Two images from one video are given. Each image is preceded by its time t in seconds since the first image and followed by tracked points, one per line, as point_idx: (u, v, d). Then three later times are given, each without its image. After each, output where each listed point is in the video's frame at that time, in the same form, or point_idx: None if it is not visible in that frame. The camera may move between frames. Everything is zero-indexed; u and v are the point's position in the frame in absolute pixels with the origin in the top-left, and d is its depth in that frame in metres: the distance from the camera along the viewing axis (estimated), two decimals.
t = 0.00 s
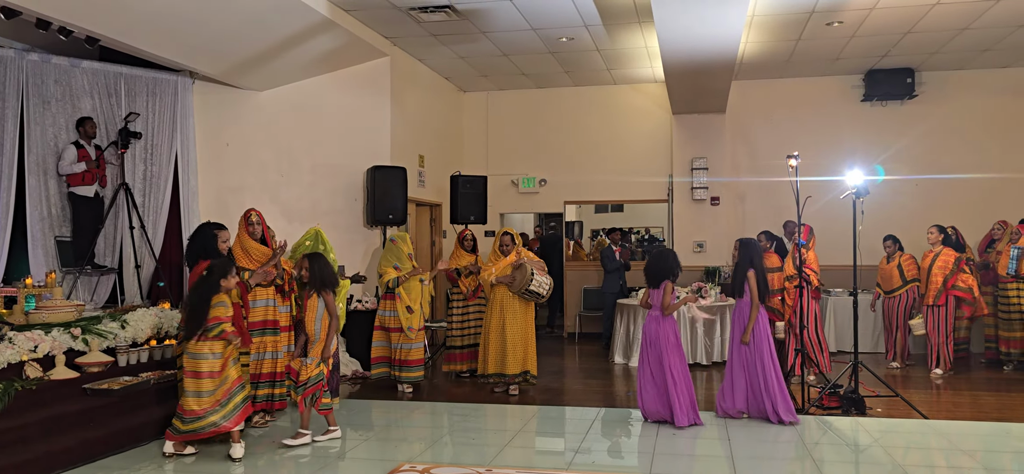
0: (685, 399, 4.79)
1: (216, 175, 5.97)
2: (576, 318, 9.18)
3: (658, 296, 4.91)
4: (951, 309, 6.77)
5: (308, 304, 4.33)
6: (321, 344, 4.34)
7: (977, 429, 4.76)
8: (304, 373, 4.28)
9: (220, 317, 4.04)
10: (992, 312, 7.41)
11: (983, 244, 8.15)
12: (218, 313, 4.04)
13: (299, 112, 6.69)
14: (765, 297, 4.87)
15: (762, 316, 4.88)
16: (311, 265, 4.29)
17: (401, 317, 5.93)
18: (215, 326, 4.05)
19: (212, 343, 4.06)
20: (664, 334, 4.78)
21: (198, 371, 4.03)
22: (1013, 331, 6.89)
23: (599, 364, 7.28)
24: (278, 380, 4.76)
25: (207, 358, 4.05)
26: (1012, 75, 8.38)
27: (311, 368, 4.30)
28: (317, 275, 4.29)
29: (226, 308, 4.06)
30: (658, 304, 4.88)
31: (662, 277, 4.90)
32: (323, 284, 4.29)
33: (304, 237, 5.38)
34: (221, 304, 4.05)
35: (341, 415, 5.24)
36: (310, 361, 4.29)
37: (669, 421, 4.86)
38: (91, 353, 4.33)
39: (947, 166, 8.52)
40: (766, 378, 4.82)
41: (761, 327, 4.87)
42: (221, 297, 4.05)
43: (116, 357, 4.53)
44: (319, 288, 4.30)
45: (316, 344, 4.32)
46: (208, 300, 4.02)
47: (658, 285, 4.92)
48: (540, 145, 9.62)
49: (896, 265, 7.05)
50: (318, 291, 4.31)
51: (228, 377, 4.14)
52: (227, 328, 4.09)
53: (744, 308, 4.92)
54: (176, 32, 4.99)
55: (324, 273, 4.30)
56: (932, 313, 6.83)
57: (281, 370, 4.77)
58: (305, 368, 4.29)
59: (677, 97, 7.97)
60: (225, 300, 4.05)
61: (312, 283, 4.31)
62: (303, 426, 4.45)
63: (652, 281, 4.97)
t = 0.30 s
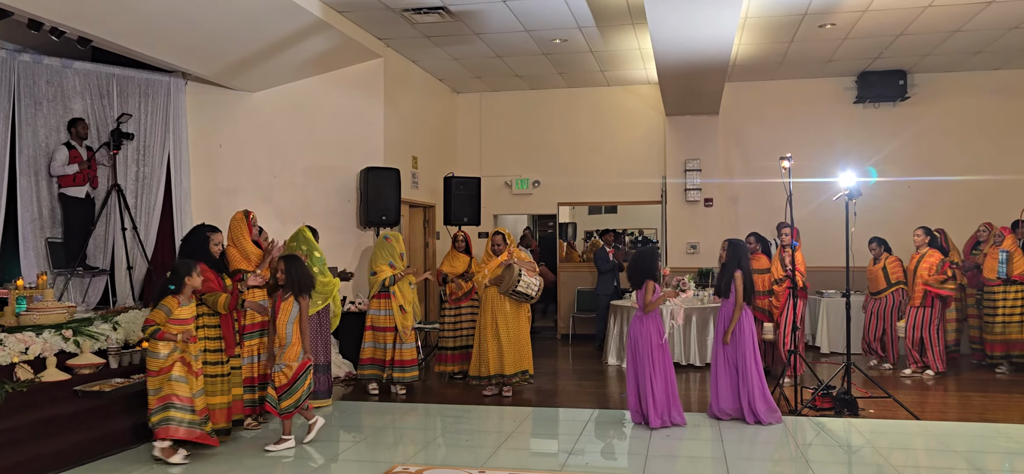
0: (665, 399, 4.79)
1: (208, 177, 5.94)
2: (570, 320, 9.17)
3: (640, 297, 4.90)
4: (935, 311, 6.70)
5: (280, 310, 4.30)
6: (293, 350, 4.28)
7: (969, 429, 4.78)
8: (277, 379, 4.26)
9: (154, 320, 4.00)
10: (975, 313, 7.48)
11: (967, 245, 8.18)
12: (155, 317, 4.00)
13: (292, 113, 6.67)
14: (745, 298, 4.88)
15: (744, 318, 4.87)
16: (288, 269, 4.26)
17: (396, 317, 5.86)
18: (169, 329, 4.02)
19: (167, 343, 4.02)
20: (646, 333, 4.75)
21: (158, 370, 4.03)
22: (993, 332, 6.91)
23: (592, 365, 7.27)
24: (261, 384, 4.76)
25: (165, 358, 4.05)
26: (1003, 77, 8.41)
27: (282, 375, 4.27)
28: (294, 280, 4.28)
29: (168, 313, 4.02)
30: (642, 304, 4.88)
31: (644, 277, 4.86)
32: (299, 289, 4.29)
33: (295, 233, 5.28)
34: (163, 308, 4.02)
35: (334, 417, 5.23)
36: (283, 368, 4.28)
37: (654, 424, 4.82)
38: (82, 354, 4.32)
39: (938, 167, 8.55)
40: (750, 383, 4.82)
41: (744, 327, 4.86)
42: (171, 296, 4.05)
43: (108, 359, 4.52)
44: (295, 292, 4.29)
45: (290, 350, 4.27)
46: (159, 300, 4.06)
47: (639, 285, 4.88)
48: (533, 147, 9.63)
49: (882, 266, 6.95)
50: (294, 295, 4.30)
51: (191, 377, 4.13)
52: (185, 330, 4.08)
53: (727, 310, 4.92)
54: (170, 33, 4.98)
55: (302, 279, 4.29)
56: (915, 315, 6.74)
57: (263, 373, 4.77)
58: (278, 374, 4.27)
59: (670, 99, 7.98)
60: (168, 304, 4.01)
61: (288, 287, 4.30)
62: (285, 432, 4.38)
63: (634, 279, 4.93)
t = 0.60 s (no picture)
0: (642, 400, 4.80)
1: (197, 178, 5.91)
2: (560, 322, 9.17)
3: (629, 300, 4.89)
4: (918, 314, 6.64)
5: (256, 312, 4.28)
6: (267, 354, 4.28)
7: (958, 432, 4.79)
8: (242, 383, 4.28)
9: (138, 325, 3.99)
10: (956, 315, 7.52)
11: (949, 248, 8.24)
12: (135, 322, 3.98)
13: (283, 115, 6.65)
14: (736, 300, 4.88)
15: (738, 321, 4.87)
16: (259, 272, 4.22)
17: (385, 321, 5.77)
18: (149, 331, 4.02)
19: (151, 348, 4.04)
20: (631, 336, 4.74)
21: (126, 374, 4.02)
22: (977, 335, 6.91)
23: (582, 368, 7.27)
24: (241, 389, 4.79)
25: (140, 362, 4.02)
26: (991, 80, 8.47)
27: (246, 378, 4.29)
28: (266, 282, 4.23)
29: (146, 316, 4.01)
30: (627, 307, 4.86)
31: (635, 280, 4.85)
32: (272, 290, 4.25)
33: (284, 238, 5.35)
34: (140, 311, 4.00)
35: (323, 419, 5.21)
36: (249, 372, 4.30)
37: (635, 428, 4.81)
38: (70, 357, 4.31)
39: (926, 169, 8.59)
40: (742, 385, 4.83)
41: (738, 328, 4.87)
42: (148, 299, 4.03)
43: (98, 361, 4.48)
44: (268, 294, 4.24)
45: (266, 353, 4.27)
46: (133, 304, 4.03)
47: (628, 288, 4.86)
48: (524, 149, 9.63)
49: (863, 269, 6.87)
50: (267, 298, 4.27)
51: (170, 381, 4.09)
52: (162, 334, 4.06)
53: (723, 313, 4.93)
54: (159, 34, 4.96)
55: (274, 279, 4.25)
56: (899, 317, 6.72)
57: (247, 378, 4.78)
58: (244, 377, 4.29)
59: (661, 101, 7.99)
60: (144, 307, 4.00)
61: (261, 289, 4.25)
62: (274, 434, 4.38)
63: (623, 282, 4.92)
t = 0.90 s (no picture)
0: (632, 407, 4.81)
1: (186, 181, 5.88)
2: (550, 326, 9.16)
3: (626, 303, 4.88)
4: (897, 319, 6.67)
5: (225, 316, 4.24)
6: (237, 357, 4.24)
7: (944, 435, 4.82)
8: (217, 389, 4.21)
9: (119, 332, 3.95)
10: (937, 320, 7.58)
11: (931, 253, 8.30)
12: (118, 328, 3.95)
13: (272, 118, 6.64)
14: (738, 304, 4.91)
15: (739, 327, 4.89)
16: (225, 273, 4.22)
17: (362, 324, 5.70)
18: (130, 338, 3.99)
19: (132, 355, 4.01)
20: (618, 339, 4.76)
21: (115, 377, 3.98)
22: (959, 340, 6.94)
23: (572, 371, 7.28)
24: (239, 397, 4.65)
25: (127, 366, 4.01)
26: (977, 85, 8.52)
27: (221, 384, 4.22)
28: (232, 283, 4.22)
29: (129, 322, 3.98)
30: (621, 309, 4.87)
31: (624, 283, 4.86)
32: (238, 292, 4.23)
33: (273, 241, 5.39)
34: (124, 317, 3.97)
35: (312, 423, 5.20)
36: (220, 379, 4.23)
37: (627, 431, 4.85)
38: (57, 361, 4.27)
39: (914, 173, 8.64)
40: (738, 388, 4.85)
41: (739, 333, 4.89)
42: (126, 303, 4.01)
43: (85, 364, 4.50)
44: (235, 296, 4.22)
45: (234, 356, 4.22)
46: (116, 310, 4.00)
47: (619, 290, 4.87)
48: (514, 152, 9.63)
49: (846, 274, 6.87)
50: (234, 300, 4.24)
51: (146, 384, 4.08)
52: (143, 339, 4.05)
53: (727, 317, 4.96)
54: (148, 36, 4.95)
55: (239, 281, 4.23)
56: (878, 324, 6.71)
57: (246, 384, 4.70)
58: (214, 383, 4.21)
59: (651, 105, 8.01)
60: (128, 313, 3.97)
61: (227, 292, 4.23)
62: (257, 434, 4.38)
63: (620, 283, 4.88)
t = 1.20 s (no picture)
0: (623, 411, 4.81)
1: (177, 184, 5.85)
2: (543, 330, 9.15)
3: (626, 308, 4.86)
4: (886, 324, 6.69)
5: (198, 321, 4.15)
6: (211, 360, 4.19)
7: (935, 440, 4.83)
8: (193, 391, 4.17)
9: (106, 330, 3.91)
10: (925, 325, 7.58)
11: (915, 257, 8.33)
12: (105, 325, 3.91)
13: (265, 121, 6.63)
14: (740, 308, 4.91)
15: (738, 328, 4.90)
16: (198, 275, 4.15)
17: (346, 328, 5.69)
18: (115, 335, 3.96)
19: (116, 355, 3.97)
20: (611, 342, 4.80)
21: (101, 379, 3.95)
22: (942, 344, 6.98)
23: (564, 376, 7.28)
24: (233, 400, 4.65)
25: (114, 364, 3.99)
26: (967, 91, 8.57)
27: (199, 385, 4.18)
28: (204, 286, 4.14)
29: (115, 319, 3.96)
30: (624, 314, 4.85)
31: (618, 286, 4.85)
32: (209, 297, 4.14)
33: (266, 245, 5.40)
34: (110, 314, 3.94)
35: (304, 428, 5.17)
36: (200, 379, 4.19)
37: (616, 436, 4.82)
38: (47, 364, 4.26)
39: (905, 178, 8.68)
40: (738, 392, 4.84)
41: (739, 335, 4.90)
42: (112, 303, 3.97)
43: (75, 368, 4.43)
44: (207, 299, 4.14)
45: (206, 360, 4.17)
46: (102, 308, 3.96)
47: (613, 293, 4.87)
48: (508, 156, 9.64)
49: (831, 277, 6.93)
50: (206, 303, 4.15)
51: (123, 383, 4.04)
52: (127, 338, 4.03)
53: (727, 320, 4.96)
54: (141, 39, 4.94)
55: (211, 283, 4.15)
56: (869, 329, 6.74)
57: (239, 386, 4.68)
58: (189, 386, 4.17)
59: (645, 110, 8.03)
60: (116, 310, 3.94)
61: (198, 295, 4.15)
62: (215, 444, 4.30)
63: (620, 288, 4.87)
